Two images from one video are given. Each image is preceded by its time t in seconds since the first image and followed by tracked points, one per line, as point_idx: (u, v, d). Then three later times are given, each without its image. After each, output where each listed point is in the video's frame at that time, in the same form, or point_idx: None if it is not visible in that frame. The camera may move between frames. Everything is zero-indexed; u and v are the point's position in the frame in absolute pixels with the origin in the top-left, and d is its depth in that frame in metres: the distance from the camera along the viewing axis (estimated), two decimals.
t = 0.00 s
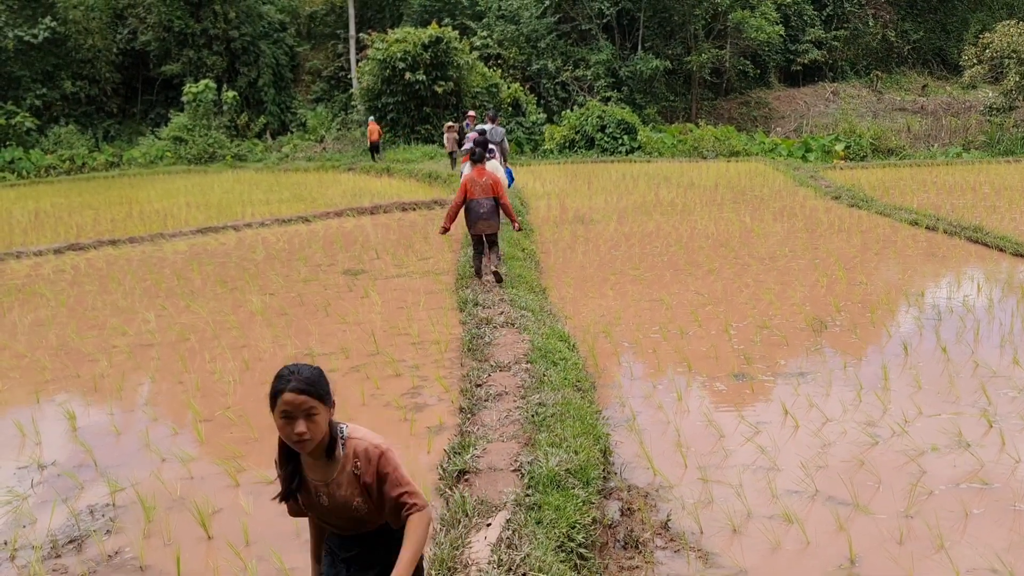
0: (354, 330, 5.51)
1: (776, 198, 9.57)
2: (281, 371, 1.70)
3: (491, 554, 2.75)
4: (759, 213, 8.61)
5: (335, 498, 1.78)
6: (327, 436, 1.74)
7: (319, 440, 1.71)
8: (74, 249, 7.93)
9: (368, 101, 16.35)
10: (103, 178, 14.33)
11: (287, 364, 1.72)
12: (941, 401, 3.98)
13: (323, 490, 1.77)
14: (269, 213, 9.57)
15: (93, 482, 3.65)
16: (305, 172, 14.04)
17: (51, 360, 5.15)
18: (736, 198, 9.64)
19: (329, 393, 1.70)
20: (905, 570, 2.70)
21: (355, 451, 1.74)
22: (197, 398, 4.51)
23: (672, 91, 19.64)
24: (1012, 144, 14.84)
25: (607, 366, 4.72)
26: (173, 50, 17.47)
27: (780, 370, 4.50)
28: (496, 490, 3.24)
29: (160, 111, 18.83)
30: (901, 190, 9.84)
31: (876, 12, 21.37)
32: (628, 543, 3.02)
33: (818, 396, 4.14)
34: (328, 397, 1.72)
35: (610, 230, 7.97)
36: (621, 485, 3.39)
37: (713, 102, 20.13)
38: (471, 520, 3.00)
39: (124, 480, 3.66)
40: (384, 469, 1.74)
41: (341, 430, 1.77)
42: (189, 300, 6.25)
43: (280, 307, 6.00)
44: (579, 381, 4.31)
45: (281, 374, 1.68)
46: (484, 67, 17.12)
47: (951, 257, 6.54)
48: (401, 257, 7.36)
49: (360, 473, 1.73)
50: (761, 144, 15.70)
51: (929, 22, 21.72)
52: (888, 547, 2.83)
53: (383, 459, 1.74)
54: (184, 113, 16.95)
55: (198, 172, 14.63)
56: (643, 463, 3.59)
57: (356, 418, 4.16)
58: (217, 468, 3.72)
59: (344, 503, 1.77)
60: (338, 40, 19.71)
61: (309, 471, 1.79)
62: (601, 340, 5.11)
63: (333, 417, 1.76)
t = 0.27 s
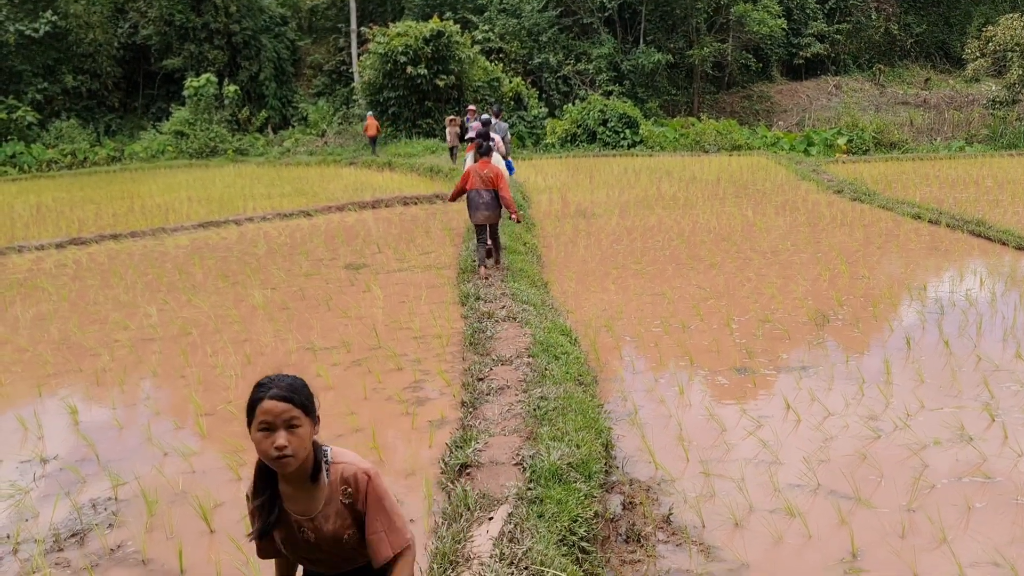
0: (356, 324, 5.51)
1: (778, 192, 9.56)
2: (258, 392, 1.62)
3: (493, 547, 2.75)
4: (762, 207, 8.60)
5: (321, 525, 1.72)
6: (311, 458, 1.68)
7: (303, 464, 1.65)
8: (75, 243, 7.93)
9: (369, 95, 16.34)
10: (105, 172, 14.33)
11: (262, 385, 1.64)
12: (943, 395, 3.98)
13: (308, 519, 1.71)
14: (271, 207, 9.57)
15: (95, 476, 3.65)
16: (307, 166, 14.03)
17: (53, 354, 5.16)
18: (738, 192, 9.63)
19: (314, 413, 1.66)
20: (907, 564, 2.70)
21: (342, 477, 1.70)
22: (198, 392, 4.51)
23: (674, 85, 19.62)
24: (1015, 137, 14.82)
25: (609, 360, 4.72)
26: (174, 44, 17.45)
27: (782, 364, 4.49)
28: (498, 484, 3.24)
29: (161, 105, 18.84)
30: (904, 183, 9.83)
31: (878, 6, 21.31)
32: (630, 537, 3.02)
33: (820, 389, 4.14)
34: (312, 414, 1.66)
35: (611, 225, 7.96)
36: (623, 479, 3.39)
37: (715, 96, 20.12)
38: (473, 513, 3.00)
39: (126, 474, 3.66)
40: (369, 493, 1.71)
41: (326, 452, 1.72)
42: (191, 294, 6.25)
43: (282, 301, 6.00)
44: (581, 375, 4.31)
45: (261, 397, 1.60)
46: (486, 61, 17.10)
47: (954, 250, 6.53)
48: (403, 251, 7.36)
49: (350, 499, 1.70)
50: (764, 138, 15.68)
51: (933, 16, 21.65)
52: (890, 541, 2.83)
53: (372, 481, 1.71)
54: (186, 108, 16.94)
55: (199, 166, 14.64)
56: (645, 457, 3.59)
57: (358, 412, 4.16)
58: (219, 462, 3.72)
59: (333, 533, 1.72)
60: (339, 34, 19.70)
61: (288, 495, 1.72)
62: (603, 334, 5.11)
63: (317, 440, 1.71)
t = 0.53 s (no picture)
0: (357, 318, 5.50)
1: (780, 186, 9.54)
2: (298, 402, 1.49)
3: (493, 542, 2.75)
4: (763, 202, 8.58)
5: (342, 519, 1.69)
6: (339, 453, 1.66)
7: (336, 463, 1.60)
8: (75, 237, 7.92)
9: (370, 89, 16.33)
10: (106, 167, 14.32)
11: (293, 390, 1.51)
12: (945, 390, 3.97)
13: (333, 516, 1.67)
14: (271, 201, 9.56)
15: (96, 470, 3.65)
16: (308, 161, 14.02)
17: (53, 349, 5.15)
18: (739, 186, 9.61)
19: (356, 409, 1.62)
20: (909, 559, 2.69)
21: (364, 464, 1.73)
22: (199, 386, 4.51)
23: (675, 79, 19.60)
24: (1018, 131, 14.79)
25: (610, 355, 4.71)
26: (175, 38, 17.42)
27: (784, 359, 4.49)
28: (499, 479, 3.24)
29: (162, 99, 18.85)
30: (906, 178, 9.81)
31: None
32: (631, 532, 3.01)
33: (822, 384, 4.13)
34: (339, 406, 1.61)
35: (613, 219, 7.95)
36: (624, 474, 3.39)
37: (716, 90, 20.10)
38: (474, 508, 2.99)
39: (127, 468, 3.66)
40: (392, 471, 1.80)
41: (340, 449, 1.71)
42: (191, 288, 6.24)
43: (283, 296, 6.00)
44: (582, 369, 4.31)
45: (306, 405, 1.48)
46: (487, 55, 17.07)
47: (956, 245, 6.52)
48: (403, 246, 7.35)
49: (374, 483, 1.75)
50: (765, 132, 15.65)
51: (935, 9, 21.56)
52: (892, 536, 2.83)
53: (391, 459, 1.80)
54: (186, 102, 16.91)
55: (200, 161, 14.64)
56: (646, 451, 3.58)
57: (359, 407, 4.16)
58: (220, 457, 3.72)
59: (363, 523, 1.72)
60: (340, 28, 19.68)
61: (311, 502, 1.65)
62: (604, 329, 5.11)
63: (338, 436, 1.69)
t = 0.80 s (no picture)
0: (358, 313, 5.50)
1: (782, 181, 9.52)
2: (407, 457, 1.37)
3: (495, 537, 2.75)
4: (765, 197, 8.57)
5: None
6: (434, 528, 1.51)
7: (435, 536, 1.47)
8: (77, 232, 7.92)
9: (372, 84, 16.31)
10: (107, 161, 14.31)
11: (399, 445, 1.38)
12: (947, 385, 3.96)
13: None
14: (273, 196, 9.56)
15: (98, 465, 3.65)
16: (309, 155, 14.02)
17: (55, 344, 5.15)
18: (742, 181, 9.60)
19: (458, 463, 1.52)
20: (911, 555, 2.69)
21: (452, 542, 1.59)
22: (201, 381, 4.51)
23: (677, 74, 19.57)
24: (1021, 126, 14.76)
25: (612, 350, 4.71)
26: (176, 33, 17.40)
27: (785, 354, 4.48)
28: (501, 473, 3.24)
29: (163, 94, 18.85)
30: (909, 173, 9.79)
31: None
32: (633, 527, 3.01)
33: (824, 380, 4.13)
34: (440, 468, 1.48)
35: (615, 214, 7.94)
36: (625, 469, 3.39)
37: (718, 85, 20.07)
38: (476, 503, 2.99)
39: (129, 463, 3.66)
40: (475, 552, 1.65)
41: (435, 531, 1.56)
42: (192, 283, 6.24)
43: (284, 291, 5.99)
44: (584, 364, 4.30)
45: (419, 462, 1.36)
46: (489, 50, 17.04)
47: (959, 240, 6.51)
48: (405, 241, 7.34)
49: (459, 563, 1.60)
50: (768, 127, 15.62)
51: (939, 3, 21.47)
52: (894, 532, 2.83)
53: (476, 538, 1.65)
54: (187, 96, 16.89)
55: (201, 155, 14.64)
56: (648, 447, 3.58)
57: (361, 402, 4.15)
58: (221, 452, 3.72)
59: None
60: (341, 23, 19.64)
61: None
62: (606, 324, 5.10)
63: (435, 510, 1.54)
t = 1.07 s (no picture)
0: (360, 311, 5.50)
1: (785, 179, 9.51)
2: None
3: (497, 535, 2.75)
4: (768, 194, 8.56)
5: None
6: None
7: None
8: (79, 230, 7.94)
9: (374, 82, 16.31)
10: (110, 159, 14.33)
11: None
12: (950, 383, 3.96)
13: None
14: (275, 194, 9.56)
15: (100, 463, 3.66)
16: (311, 153, 14.04)
17: (58, 342, 5.16)
18: (744, 179, 9.59)
19: None
20: (914, 553, 2.69)
21: None
22: (203, 379, 4.52)
23: (680, 71, 19.55)
24: None
25: (615, 348, 4.70)
26: (178, 31, 17.39)
27: (788, 352, 4.48)
28: (503, 471, 3.24)
29: (165, 92, 18.88)
30: (912, 170, 9.78)
31: None
32: (635, 525, 3.02)
33: (827, 377, 4.13)
34: None
35: (617, 212, 7.93)
36: (628, 467, 3.39)
37: (721, 83, 20.05)
38: (478, 501, 2.99)
39: (131, 461, 3.66)
40: None
41: None
42: (195, 281, 6.25)
43: (286, 289, 6.00)
44: (586, 362, 4.30)
45: None
46: (491, 47, 17.05)
47: (963, 238, 6.50)
48: (407, 238, 7.34)
49: None
50: (770, 124, 15.60)
51: None
52: (897, 530, 2.82)
53: None
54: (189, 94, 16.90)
55: (203, 153, 14.66)
56: (650, 444, 3.58)
57: (363, 400, 4.15)
58: (224, 449, 3.73)
59: None
60: (343, 20, 19.64)
61: None
62: (608, 322, 5.10)
63: None
